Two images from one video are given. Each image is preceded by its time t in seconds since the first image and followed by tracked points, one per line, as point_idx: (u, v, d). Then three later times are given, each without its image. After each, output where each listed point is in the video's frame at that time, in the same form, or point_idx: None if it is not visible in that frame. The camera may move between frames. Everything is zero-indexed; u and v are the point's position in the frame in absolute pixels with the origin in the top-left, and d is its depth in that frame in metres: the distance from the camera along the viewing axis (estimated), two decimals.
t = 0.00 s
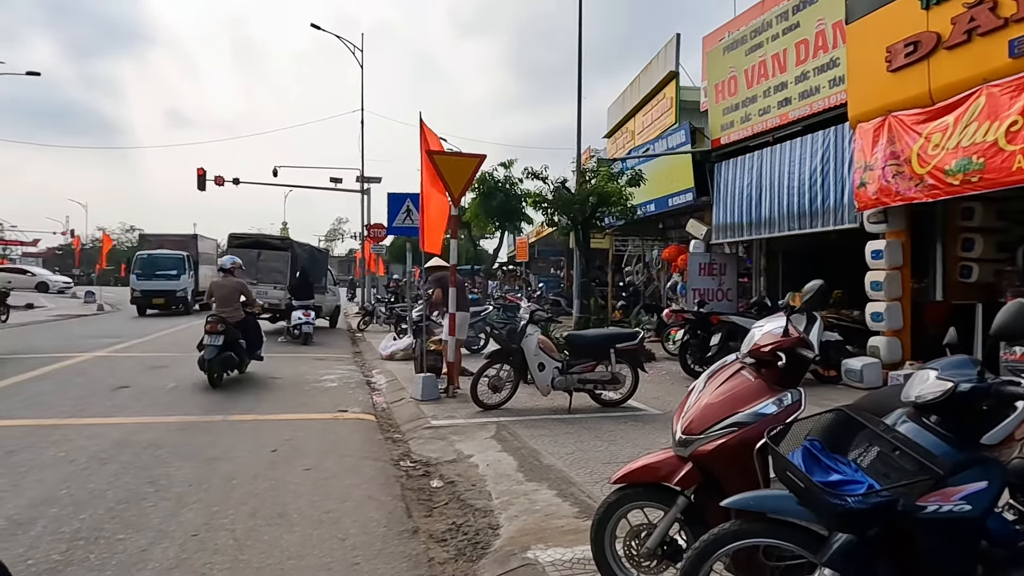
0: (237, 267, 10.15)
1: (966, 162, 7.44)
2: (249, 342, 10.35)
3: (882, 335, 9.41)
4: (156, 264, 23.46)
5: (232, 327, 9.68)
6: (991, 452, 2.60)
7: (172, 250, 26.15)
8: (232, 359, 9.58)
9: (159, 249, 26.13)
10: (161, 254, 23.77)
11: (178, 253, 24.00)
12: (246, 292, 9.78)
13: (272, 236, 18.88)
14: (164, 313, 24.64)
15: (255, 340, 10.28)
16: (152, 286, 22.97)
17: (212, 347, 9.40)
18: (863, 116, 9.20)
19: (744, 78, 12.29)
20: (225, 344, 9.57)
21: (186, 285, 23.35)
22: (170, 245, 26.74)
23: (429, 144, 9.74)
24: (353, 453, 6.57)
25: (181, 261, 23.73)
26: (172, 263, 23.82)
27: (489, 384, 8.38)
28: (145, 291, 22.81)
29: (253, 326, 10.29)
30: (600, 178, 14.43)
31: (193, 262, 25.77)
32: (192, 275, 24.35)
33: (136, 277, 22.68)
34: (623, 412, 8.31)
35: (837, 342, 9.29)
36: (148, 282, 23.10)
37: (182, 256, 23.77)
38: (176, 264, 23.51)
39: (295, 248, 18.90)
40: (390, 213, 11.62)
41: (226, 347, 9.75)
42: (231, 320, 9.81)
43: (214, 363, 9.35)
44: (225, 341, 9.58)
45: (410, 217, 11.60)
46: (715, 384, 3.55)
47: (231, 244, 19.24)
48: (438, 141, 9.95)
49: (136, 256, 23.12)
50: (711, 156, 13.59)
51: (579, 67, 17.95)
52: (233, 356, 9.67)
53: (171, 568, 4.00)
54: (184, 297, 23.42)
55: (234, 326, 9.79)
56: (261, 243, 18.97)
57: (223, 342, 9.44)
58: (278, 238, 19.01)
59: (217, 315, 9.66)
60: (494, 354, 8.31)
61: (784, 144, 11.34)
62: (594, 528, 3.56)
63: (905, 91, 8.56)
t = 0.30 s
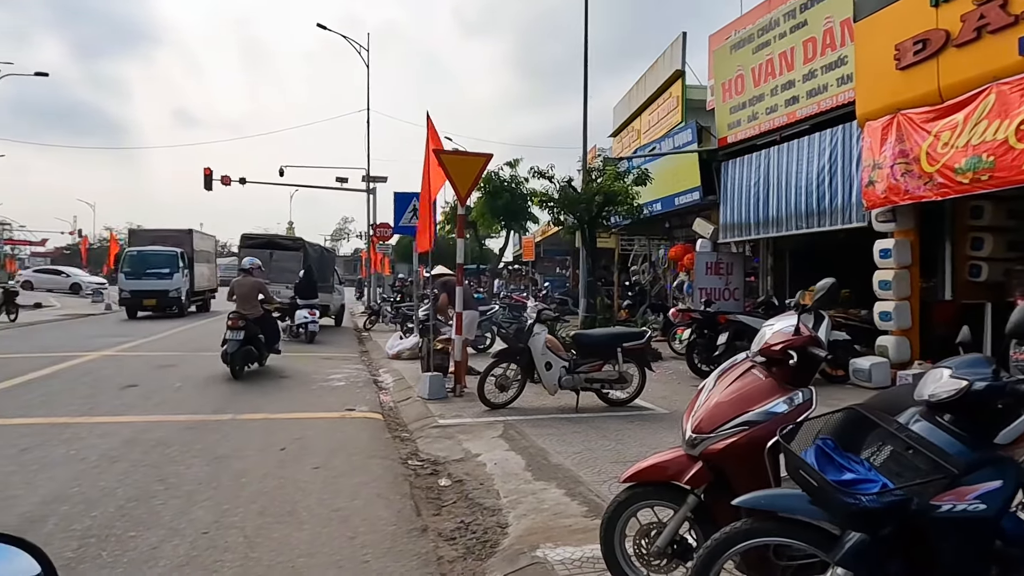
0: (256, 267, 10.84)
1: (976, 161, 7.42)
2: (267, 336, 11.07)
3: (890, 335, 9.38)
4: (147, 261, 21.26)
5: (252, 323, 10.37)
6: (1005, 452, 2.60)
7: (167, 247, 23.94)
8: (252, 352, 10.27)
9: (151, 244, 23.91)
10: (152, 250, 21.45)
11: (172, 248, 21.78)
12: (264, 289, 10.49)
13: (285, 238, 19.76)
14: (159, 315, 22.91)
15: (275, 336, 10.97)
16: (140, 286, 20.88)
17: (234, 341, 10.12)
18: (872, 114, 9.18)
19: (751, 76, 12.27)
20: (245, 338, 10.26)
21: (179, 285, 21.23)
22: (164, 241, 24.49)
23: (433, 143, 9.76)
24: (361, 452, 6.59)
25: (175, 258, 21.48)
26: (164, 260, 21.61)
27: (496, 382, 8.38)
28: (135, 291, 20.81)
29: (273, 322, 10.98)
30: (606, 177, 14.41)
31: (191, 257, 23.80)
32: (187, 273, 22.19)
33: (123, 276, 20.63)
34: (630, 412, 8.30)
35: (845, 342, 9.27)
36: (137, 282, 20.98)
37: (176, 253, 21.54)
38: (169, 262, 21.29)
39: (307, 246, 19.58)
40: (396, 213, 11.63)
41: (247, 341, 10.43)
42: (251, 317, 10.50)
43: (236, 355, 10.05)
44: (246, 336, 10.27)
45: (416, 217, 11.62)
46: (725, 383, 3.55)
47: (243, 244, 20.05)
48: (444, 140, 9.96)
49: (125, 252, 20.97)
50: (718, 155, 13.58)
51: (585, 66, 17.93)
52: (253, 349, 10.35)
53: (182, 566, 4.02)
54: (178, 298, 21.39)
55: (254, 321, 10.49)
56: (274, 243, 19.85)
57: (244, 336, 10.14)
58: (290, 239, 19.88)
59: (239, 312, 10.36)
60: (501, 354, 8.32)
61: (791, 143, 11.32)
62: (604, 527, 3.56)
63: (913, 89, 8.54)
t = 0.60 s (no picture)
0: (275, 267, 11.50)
1: (991, 157, 7.36)
2: (287, 333, 11.76)
3: (903, 334, 9.31)
4: (139, 257, 19.47)
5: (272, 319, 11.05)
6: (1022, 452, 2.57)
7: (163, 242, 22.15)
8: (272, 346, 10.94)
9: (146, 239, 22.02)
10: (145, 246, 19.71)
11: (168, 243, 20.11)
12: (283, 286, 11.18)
13: (300, 238, 20.18)
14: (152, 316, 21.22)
15: (293, 331, 11.65)
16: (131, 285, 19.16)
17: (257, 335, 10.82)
18: (885, 111, 9.12)
19: (763, 73, 12.20)
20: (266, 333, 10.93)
21: (173, 284, 19.53)
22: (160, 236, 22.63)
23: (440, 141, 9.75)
24: (371, 450, 6.61)
25: (168, 254, 19.78)
26: (158, 257, 19.93)
27: (506, 381, 8.38)
28: (125, 291, 19.10)
29: (291, 318, 11.66)
30: (616, 175, 14.36)
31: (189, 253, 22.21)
32: (183, 271, 20.44)
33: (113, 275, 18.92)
34: (641, 411, 8.28)
35: (857, 341, 9.22)
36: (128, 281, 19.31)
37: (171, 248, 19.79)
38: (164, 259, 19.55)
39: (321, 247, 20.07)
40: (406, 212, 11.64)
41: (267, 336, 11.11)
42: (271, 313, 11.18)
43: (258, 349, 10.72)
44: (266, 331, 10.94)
45: (426, 215, 11.63)
46: (737, 382, 3.53)
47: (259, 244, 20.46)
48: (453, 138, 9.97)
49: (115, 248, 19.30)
50: (728, 152, 13.53)
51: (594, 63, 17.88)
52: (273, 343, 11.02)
53: (195, 562, 4.04)
54: (173, 298, 19.75)
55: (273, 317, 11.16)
56: (290, 243, 20.28)
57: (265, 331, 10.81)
58: (306, 239, 20.30)
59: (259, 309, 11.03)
60: (510, 352, 8.32)
61: (803, 140, 11.26)
62: (614, 526, 3.55)
63: (927, 85, 8.49)
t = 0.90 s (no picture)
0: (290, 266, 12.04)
1: (1007, 154, 7.28)
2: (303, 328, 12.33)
3: (916, 332, 9.25)
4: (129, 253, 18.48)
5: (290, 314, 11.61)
6: None
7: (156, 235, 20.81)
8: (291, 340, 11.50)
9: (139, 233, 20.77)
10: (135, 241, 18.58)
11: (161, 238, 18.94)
12: (299, 283, 11.71)
13: (315, 238, 20.37)
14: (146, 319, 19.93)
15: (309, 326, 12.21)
16: (119, 284, 17.99)
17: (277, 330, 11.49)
18: (898, 107, 9.05)
19: (774, 70, 12.14)
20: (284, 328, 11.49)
21: (165, 283, 18.36)
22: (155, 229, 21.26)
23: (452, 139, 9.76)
24: (382, 447, 6.62)
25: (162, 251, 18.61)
26: (151, 254, 18.74)
27: (516, 379, 8.38)
28: (111, 291, 17.90)
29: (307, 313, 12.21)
30: (626, 173, 14.33)
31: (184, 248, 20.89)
32: (177, 270, 19.24)
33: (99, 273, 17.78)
34: (650, 409, 8.26)
35: (869, 339, 9.15)
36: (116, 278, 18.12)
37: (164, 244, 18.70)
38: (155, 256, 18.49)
39: (337, 249, 20.36)
40: (416, 210, 11.66)
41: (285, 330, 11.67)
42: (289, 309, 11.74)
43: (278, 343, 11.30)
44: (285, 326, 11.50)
45: (436, 214, 11.65)
46: (747, 380, 3.51)
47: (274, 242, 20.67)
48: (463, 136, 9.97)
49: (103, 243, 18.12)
50: (739, 150, 13.48)
51: (604, 61, 17.84)
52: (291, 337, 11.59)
53: (208, 558, 4.06)
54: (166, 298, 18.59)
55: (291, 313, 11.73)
56: (305, 242, 20.47)
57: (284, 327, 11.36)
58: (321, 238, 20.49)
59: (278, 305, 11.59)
60: (520, 349, 8.31)
61: (815, 137, 11.19)
62: (624, 525, 3.54)
63: (941, 81, 8.42)
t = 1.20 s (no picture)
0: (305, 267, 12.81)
1: None
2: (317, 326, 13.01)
3: (932, 331, 9.16)
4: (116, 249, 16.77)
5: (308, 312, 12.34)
6: None
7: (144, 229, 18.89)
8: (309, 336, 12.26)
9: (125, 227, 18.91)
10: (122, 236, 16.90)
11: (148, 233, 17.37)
12: (315, 282, 12.44)
13: (330, 238, 20.50)
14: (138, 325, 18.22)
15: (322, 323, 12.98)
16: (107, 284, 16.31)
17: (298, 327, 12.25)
18: (913, 105, 8.97)
19: (787, 67, 12.08)
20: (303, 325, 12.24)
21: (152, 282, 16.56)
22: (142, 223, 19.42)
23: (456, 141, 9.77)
24: (393, 446, 6.63)
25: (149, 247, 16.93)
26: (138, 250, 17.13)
27: (527, 379, 8.36)
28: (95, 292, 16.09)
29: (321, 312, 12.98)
30: (637, 171, 14.29)
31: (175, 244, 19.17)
32: (166, 268, 17.57)
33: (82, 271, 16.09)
34: (662, 409, 8.22)
35: (884, 339, 9.08)
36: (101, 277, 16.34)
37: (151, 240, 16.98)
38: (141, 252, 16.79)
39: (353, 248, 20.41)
40: (427, 209, 11.68)
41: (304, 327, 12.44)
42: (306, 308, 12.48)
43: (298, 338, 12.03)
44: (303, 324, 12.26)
45: (447, 213, 11.65)
46: (760, 379, 3.49)
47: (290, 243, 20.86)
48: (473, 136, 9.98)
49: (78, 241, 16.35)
50: (751, 148, 13.41)
51: (616, 59, 17.80)
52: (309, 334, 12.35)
53: (221, 555, 4.08)
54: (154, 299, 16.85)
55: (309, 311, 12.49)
56: (320, 242, 20.60)
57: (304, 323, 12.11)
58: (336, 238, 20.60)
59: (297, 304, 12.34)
60: (530, 349, 8.30)
61: (828, 135, 11.11)
62: (636, 524, 3.53)
63: (957, 77, 8.35)
